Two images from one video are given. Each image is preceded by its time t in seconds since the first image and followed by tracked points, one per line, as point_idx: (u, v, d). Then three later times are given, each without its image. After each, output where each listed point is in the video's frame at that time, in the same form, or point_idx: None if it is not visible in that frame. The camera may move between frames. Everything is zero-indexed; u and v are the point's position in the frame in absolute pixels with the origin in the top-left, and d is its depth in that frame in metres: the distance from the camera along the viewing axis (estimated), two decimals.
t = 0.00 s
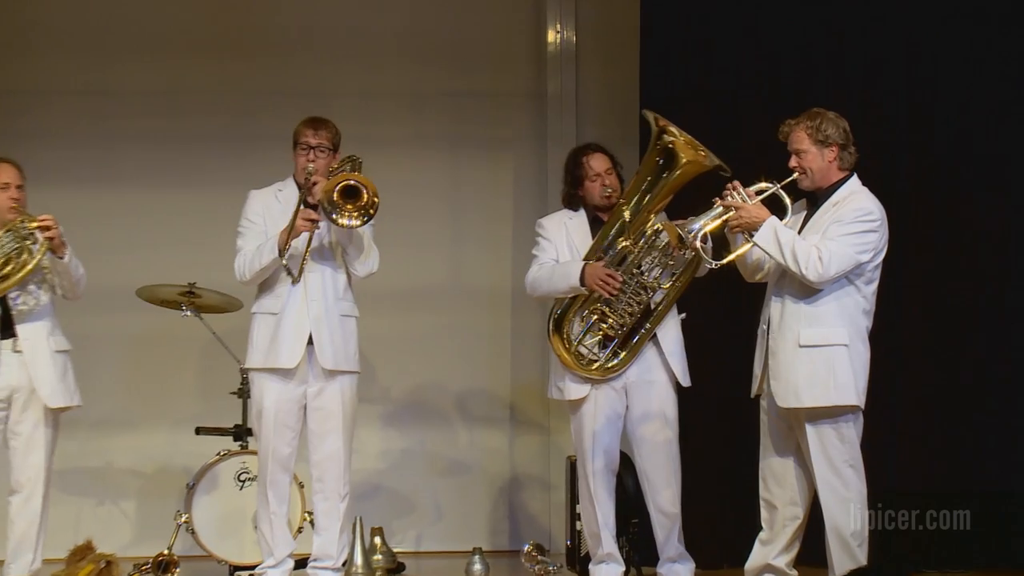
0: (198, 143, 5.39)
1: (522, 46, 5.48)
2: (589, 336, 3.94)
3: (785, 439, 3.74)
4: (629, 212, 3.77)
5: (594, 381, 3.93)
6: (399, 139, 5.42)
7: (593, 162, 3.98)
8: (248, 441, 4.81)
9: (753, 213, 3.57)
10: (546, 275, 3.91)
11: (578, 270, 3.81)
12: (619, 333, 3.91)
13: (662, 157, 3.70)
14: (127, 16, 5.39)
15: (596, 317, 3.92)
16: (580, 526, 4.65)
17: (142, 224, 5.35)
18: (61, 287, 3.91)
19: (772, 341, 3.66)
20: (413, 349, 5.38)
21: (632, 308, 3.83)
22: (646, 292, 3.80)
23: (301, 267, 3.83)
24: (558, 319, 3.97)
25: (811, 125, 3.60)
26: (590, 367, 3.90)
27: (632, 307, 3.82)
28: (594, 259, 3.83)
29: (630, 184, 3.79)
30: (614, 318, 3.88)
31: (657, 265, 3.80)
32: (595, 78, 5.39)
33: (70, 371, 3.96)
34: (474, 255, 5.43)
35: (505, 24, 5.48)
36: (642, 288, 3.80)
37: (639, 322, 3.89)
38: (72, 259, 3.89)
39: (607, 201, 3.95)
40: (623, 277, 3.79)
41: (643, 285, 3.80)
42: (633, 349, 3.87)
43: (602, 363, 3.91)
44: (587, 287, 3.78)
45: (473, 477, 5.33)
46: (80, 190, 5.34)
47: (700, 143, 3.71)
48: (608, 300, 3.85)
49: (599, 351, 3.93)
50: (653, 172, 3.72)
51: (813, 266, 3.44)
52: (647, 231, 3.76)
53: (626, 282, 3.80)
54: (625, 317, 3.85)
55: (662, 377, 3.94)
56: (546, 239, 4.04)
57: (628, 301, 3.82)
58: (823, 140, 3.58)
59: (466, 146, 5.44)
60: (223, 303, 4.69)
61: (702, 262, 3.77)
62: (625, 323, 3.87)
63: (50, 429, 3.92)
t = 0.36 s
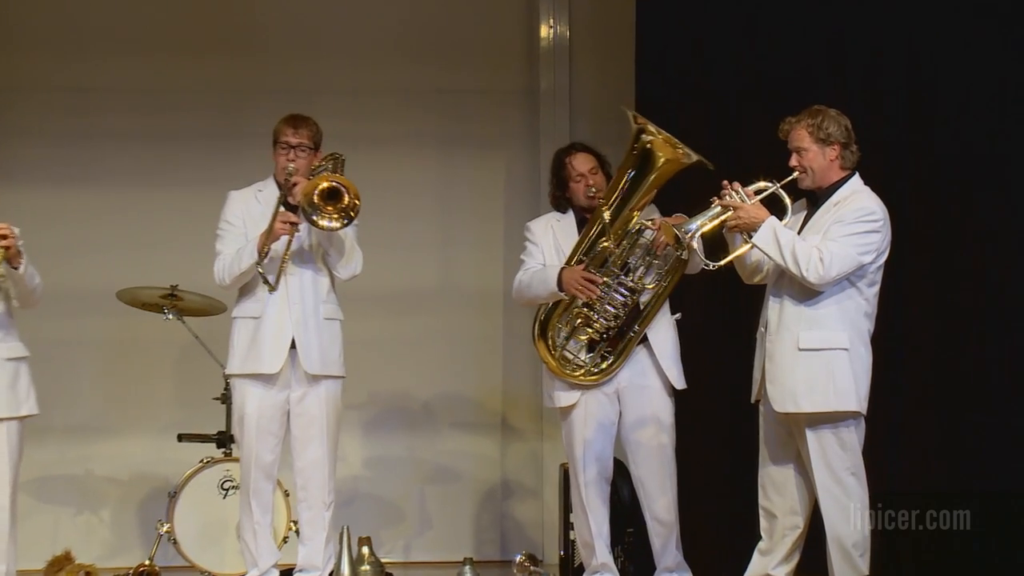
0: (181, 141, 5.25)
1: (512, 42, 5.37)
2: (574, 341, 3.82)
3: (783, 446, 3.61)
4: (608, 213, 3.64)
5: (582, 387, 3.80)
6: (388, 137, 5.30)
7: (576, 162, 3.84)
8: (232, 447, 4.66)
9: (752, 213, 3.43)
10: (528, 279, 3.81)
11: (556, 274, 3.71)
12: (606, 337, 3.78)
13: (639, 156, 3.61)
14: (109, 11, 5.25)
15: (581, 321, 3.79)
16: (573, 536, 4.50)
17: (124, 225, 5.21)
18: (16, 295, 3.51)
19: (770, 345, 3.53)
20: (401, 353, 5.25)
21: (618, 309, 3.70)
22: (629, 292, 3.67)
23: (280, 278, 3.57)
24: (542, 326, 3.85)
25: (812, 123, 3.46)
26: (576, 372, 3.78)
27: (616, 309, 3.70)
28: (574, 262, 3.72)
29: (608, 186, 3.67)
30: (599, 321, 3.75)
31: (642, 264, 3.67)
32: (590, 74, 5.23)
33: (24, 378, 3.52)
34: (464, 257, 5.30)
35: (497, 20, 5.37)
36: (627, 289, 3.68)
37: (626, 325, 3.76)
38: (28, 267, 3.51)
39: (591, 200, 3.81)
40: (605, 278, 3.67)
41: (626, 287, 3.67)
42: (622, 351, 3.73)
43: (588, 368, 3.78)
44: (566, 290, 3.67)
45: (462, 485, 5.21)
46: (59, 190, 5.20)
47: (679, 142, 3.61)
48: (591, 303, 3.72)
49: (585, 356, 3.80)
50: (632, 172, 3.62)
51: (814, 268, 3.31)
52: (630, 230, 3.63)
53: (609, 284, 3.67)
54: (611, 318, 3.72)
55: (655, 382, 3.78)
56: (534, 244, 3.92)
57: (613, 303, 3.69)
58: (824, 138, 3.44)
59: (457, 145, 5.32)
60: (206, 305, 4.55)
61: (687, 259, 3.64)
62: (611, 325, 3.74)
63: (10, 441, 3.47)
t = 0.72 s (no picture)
0: (165, 139, 5.13)
1: (505, 36, 5.25)
2: (563, 346, 3.68)
3: (784, 452, 3.48)
4: (596, 213, 3.51)
5: (573, 392, 3.66)
6: (377, 135, 5.17)
7: (567, 158, 3.72)
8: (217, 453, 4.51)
9: (752, 213, 3.30)
10: (516, 281, 3.71)
11: (542, 276, 3.61)
12: (595, 340, 3.64)
13: (625, 158, 3.48)
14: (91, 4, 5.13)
15: (569, 324, 3.66)
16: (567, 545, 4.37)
17: (107, 226, 5.09)
18: None
19: (769, 348, 3.39)
20: (390, 357, 5.13)
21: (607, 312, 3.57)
22: (617, 294, 3.55)
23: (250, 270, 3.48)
24: (529, 329, 3.72)
25: (813, 120, 3.32)
26: (566, 378, 3.64)
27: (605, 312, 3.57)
28: (560, 264, 3.62)
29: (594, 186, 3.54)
30: (589, 325, 3.61)
31: (631, 265, 3.55)
32: (586, 70, 5.10)
33: None
34: (455, 259, 5.17)
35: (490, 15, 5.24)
36: (615, 290, 3.56)
37: (616, 328, 3.62)
38: None
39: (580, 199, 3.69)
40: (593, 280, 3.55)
41: (615, 289, 3.55)
42: (613, 356, 3.59)
43: (579, 373, 3.64)
44: (552, 292, 3.57)
45: (453, 493, 5.08)
46: (39, 189, 5.08)
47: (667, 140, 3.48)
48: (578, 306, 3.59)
49: (574, 361, 3.66)
50: (618, 171, 3.49)
51: (815, 270, 3.18)
52: (619, 231, 3.51)
53: (597, 286, 3.55)
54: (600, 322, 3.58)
55: (649, 387, 3.65)
56: (524, 245, 3.80)
57: (602, 306, 3.56)
58: (826, 136, 3.31)
59: (448, 143, 5.19)
60: (190, 309, 4.41)
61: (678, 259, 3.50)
62: (600, 328, 3.60)
63: None
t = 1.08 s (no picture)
0: (149, 138, 5.02)
1: (500, 30, 5.11)
2: (562, 348, 3.55)
3: (788, 459, 3.34)
4: (600, 211, 3.37)
5: (571, 397, 3.52)
6: (367, 133, 5.05)
7: (567, 157, 3.60)
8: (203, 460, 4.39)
9: (754, 214, 3.16)
10: (514, 283, 3.55)
11: (543, 276, 3.45)
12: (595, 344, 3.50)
13: (631, 154, 3.35)
14: None
15: (569, 326, 3.52)
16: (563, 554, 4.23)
17: (90, 227, 4.98)
18: None
19: (773, 352, 3.25)
20: (380, 360, 5.00)
21: (608, 315, 3.43)
22: (620, 297, 3.41)
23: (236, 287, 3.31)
24: (528, 330, 3.58)
25: (816, 117, 3.19)
26: (564, 382, 3.50)
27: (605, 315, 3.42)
28: (561, 264, 3.46)
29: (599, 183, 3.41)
30: (589, 327, 3.47)
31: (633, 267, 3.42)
32: (582, 65, 4.97)
33: None
34: (448, 260, 5.04)
35: (484, 9, 5.10)
36: (617, 292, 3.41)
37: (617, 332, 3.48)
38: None
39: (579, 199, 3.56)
40: (596, 282, 3.40)
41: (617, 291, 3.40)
42: (613, 360, 3.45)
43: (577, 377, 3.50)
44: (554, 292, 3.41)
45: (445, 500, 4.96)
46: (21, 189, 4.97)
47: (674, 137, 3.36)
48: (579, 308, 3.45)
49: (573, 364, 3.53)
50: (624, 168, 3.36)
51: (820, 272, 3.05)
52: (622, 232, 3.36)
53: (600, 288, 3.41)
54: (600, 326, 3.45)
55: (650, 392, 3.51)
56: (520, 245, 3.66)
57: (603, 308, 3.42)
58: (829, 134, 3.17)
59: (440, 140, 5.07)
60: (177, 311, 4.26)
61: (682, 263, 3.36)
62: (601, 332, 3.46)
63: None
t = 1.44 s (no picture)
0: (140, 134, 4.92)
1: (500, 24, 5.01)
2: (570, 351, 3.42)
3: (793, 466, 3.22)
4: (611, 210, 3.28)
5: (578, 401, 3.38)
6: (363, 130, 4.95)
7: (571, 154, 3.49)
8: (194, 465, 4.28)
9: (760, 213, 3.05)
10: (521, 283, 3.39)
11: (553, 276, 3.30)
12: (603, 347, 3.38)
13: (648, 148, 3.27)
14: None
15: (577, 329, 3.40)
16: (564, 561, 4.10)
17: (79, 226, 4.88)
18: None
19: (780, 355, 3.13)
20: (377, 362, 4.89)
21: (618, 317, 3.31)
22: (630, 299, 3.29)
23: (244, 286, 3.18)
24: (534, 333, 3.44)
25: (825, 113, 3.07)
26: (571, 386, 3.37)
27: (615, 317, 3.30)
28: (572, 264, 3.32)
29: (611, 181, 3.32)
30: (599, 330, 3.35)
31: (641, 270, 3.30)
32: (583, 60, 4.85)
33: None
34: (446, 260, 4.93)
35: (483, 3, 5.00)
36: (628, 293, 3.29)
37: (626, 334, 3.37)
38: None
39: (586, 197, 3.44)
40: (608, 283, 3.28)
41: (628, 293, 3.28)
42: (621, 364, 3.34)
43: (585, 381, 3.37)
44: (566, 293, 3.26)
45: (442, 506, 4.85)
46: (9, 187, 4.88)
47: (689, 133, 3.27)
48: (589, 310, 3.33)
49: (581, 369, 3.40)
50: (639, 165, 3.28)
51: (827, 273, 2.93)
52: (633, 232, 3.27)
53: (613, 290, 3.28)
54: (611, 329, 3.33)
55: (655, 396, 3.39)
56: (521, 243, 3.53)
57: (613, 310, 3.30)
58: (837, 130, 3.05)
59: (438, 137, 4.96)
60: (166, 311, 4.14)
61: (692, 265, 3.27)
62: (611, 335, 3.34)
63: None
